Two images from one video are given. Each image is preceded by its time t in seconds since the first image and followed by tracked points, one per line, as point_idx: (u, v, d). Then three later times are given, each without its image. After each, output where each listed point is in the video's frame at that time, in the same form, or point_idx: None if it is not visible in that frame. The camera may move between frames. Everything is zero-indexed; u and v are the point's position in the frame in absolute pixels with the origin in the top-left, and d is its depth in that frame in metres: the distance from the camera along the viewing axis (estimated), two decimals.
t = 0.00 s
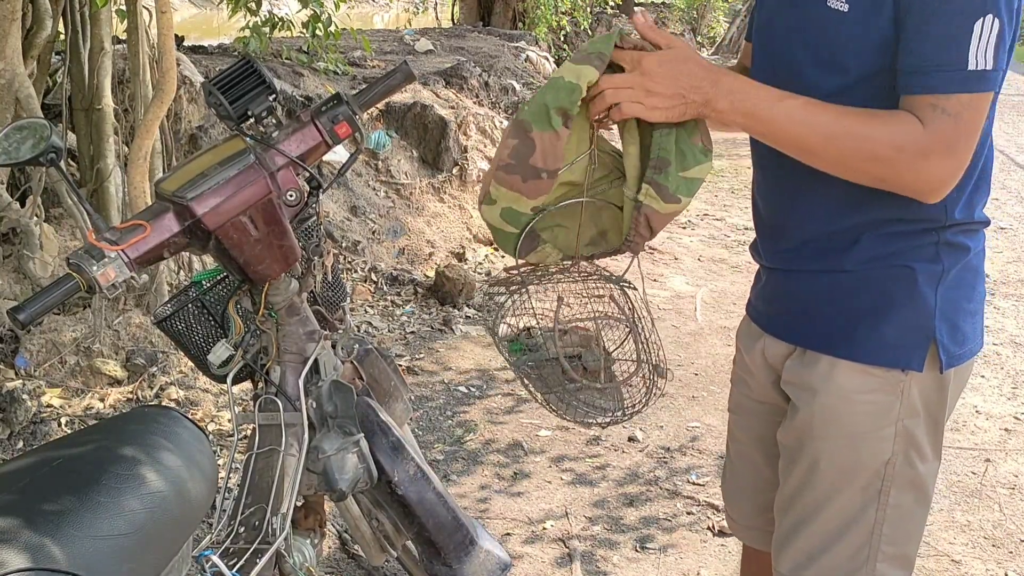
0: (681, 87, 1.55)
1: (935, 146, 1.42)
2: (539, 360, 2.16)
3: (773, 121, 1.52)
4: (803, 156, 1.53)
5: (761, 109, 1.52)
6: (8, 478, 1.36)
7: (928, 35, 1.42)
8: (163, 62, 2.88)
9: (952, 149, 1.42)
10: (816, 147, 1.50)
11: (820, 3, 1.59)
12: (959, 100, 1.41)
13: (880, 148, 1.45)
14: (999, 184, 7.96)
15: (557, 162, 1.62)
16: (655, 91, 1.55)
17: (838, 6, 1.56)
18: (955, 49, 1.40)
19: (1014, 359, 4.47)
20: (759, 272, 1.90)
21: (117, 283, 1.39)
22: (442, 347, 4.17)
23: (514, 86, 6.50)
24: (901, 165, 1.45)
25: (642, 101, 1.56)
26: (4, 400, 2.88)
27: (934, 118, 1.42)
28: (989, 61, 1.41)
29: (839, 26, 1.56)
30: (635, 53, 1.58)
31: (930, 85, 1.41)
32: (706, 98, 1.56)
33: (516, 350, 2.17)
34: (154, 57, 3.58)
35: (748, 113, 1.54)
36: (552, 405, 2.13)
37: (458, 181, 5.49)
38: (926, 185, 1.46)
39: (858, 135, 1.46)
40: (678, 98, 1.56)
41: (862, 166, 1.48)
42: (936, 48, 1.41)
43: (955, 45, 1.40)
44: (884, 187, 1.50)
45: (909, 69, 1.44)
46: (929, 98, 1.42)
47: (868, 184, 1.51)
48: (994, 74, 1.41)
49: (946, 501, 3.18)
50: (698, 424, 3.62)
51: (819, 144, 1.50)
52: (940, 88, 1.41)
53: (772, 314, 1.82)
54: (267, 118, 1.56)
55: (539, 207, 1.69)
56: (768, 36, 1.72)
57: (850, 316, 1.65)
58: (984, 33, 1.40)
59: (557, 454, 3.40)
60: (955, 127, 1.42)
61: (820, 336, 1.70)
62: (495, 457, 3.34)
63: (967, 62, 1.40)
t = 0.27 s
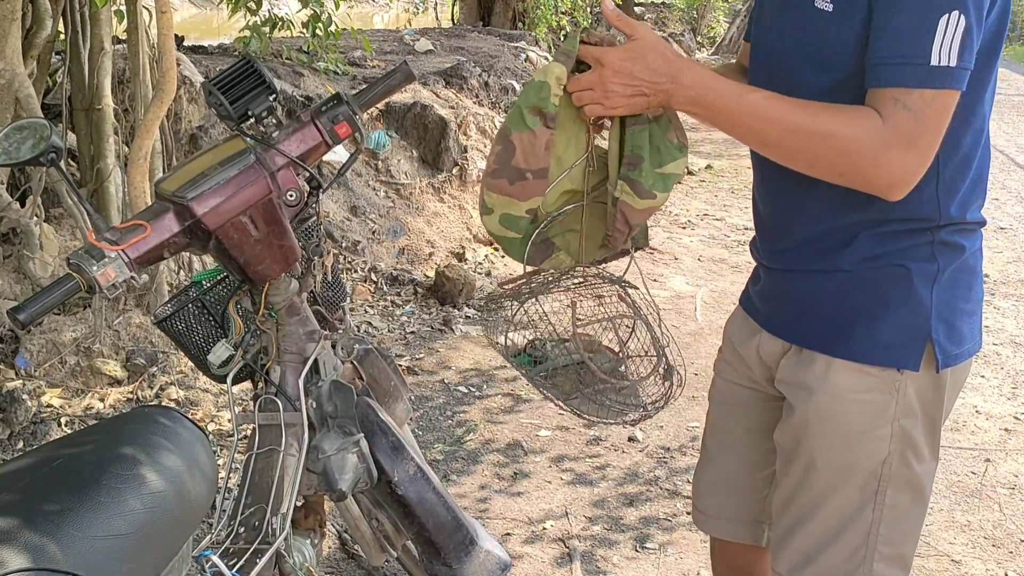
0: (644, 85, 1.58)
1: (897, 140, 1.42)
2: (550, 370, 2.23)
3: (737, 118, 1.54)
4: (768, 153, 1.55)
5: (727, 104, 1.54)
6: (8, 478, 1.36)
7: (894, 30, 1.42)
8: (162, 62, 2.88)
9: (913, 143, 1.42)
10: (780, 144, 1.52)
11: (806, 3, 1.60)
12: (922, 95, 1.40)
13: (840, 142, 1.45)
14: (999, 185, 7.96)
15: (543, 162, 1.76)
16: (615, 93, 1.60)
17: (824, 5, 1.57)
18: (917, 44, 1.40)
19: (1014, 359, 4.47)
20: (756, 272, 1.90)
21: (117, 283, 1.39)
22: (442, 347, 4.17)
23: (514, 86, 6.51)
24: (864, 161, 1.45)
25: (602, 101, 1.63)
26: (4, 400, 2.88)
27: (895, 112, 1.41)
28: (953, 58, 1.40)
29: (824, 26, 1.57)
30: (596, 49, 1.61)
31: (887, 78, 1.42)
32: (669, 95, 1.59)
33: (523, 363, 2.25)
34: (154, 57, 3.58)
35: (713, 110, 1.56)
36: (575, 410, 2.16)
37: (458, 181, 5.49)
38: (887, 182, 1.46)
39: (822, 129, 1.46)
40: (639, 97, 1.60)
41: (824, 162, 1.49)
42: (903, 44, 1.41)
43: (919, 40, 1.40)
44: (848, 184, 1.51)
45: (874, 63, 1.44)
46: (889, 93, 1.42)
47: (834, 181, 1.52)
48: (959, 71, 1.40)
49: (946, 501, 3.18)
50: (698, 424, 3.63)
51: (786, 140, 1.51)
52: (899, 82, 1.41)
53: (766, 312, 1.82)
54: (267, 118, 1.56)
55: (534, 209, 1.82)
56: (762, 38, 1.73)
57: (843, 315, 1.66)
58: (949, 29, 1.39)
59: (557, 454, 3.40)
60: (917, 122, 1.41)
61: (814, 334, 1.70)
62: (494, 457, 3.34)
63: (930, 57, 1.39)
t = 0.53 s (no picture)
0: (658, 71, 1.50)
1: (906, 130, 1.41)
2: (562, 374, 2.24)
3: (749, 107, 1.49)
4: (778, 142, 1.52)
5: (739, 93, 1.49)
6: (7, 478, 1.36)
7: (890, 22, 1.42)
8: (163, 62, 2.88)
9: (920, 134, 1.42)
10: (791, 134, 1.48)
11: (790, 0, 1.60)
12: (926, 85, 1.40)
13: (849, 131, 1.43)
14: (1000, 185, 7.96)
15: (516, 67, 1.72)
16: (631, 80, 1.51)
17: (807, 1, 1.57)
18: (918, 35, 1.40)
19: (1014, 359, 4.47)
20: (738, 265, 1.90)
21: (117, 284, 1.39)
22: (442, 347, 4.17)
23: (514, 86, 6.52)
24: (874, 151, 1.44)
25: (615, 86, 1.54)
26: (4, 400, 2.88)
27: (903, 103, 1.41)
28: (952, 48, 1.40)
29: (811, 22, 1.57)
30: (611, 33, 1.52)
31: (892, 70, 1.41)
32: (684, 83, 1.52)
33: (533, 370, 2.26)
34: (154, 57, 3.58)
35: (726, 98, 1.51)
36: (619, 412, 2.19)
37: (458, 180, 5.52)
38: (894, 171, 1.45)
39: (831, 118, 1.44)
40: (655, 83, 1.51)
41: (835, 151, 1.46)
42: (903, 38, 1.40)
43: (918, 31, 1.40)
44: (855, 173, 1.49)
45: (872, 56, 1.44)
46: (893, 85, 1.42)
47: (844, 170, 1.50)
48: (957, 60, 1.41)
49: (946, 501, 3.18)
50: (698, 424, 3.63)
51: (795, 131, 1.48)
52: (903, 73, 1.40)
53: (748, 306, 1.82)
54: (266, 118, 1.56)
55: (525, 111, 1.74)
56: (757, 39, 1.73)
57: (826, 307, 1.66)
58: (947, 20, 1.40)
59: (556, 454, 3.39)
60: (924, 111, 1.41)
61: (797, 325, 1.70)
62: (494, 457, 3.34)
63: (931, 50, 1.39)
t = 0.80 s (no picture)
0: (681, 70, 1.42)
1: (915, 129, 1.44)
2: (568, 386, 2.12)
3: (764, 107, 1.45)
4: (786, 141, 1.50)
5: (755, 95, 1.45)
6: (7, 478, 1.36)
7: (893, 24, 1.45)
8: (163, 62, 2.88)
9: (927, 132, 1.45)
10: (804, 135, 1.47)
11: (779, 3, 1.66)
12: (929, 85, 1.44)
13: (858, 127, 1.43)
14: (1000, 185, 7.96)
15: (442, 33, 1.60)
16: (654, 79, 1.42)
17: (798, 6, 1.63)
18: (920, 36, 1.44)
19: (1014, 359, 4.47)
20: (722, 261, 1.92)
21: (117, 284, 1.39)
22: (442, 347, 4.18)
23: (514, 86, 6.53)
24: (887, 149, 1.44)
25: (637, 84, 1.44)
26: (4, 400, 2.88)
27: (909, 101, 1.44)
28: (948, 47, 1.46)
29: (802, 27, 1.63)
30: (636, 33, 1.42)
31: (896, 69, 1.44)
32: (704, 84, 1.45)
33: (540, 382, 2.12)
34: (154, 57, 3.58)
35: (743, 100, 1.46)
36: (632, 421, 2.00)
37: (459, 179, 5.60)
38: (902, 169, 1.47)
39: (843, 116, 1.43)
40: (677, 81, 1.43)
41: (847, 149, 1.46)
42: (905, 39, 1.44)
43: (920, 33, 1.44)
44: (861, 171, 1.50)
45: (872, 57, 1.48)
46: (896, 85, 1.45)
47: (849, 168, 1.50)
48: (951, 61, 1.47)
49: (946, 501, 3.18)
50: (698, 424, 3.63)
51: (805, 130, 1.46)
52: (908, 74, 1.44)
53: (733, 301, 1.85)
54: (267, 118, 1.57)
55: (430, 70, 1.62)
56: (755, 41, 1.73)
57: (812, 300, 1.69)
58: (944, 21, 1.46)
59: (556, 454, 3.39)
60: (929, 110, 1.45)
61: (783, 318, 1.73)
62: (494, 456, 3.34)
63: (931, 49, 1.44)
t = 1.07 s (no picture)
0: (690, 74, 1.40)
1: (916, 125, 1.44)
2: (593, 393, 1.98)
3: (770, 109, 1.45)
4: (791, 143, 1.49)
5: (761, 96, 1.44)
6: (7, 478, 1.36)
7: (890, 25, 1.45)
8: (162, 62, 2.88)
9: (926, 126, 1.45)
10: (810, 135, 1.46)
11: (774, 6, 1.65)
12: (928, 83, 1.45)
13: (862, 126, 1.43)
14: (1000, 185, 7.95)
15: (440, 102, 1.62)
16: (667, 83, 1.40)
17: (793, 8, 1.63)
18: (918, 36, 1.44)
19: (1014, 359, 4.47)
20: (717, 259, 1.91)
21: (118, 283, 1.39)
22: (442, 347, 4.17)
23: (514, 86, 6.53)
24: (890, 146, 1.44)
25: (648, 89, 1.41)
26: (4, 400, 2.88)
27: (908, 100, 1.45)
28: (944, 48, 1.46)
29: (797, 30, 1.63)
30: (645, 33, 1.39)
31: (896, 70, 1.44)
32: (712, 87, 1.43)
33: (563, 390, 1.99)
34: (154, 57, 3.58)
35: (751, 102, 1.45)
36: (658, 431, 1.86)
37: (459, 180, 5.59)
38: (905, 165, 1.47)
39: (848, 114, 1.43)
40: (687, 85, 1.41)
41: (852, 149, 1.46)
42: (902, 39, 1.44)
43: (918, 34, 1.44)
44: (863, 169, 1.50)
45: (871, 58, 1.48)
46: (895, 85, 1.45)
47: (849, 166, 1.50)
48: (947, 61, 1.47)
49: (946, 501, 3.17)
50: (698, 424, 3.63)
51: (809, 129, 1.45)
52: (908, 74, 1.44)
53: (727, 298, 1.84)
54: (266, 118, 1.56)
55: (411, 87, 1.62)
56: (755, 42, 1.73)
57: (809, 297, 1.69)
58: (939, 23, 1.46)
59: (556, 454, 3.39)
60: (929, 106, 1.45)
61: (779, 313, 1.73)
62: (494, 456, 3.34)
63: (927, 50, 1.44)
